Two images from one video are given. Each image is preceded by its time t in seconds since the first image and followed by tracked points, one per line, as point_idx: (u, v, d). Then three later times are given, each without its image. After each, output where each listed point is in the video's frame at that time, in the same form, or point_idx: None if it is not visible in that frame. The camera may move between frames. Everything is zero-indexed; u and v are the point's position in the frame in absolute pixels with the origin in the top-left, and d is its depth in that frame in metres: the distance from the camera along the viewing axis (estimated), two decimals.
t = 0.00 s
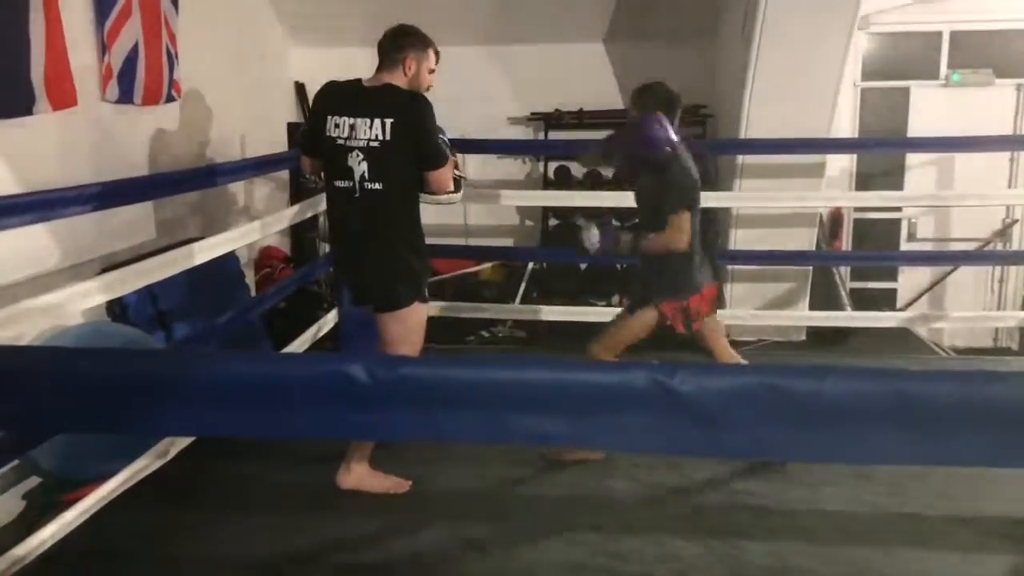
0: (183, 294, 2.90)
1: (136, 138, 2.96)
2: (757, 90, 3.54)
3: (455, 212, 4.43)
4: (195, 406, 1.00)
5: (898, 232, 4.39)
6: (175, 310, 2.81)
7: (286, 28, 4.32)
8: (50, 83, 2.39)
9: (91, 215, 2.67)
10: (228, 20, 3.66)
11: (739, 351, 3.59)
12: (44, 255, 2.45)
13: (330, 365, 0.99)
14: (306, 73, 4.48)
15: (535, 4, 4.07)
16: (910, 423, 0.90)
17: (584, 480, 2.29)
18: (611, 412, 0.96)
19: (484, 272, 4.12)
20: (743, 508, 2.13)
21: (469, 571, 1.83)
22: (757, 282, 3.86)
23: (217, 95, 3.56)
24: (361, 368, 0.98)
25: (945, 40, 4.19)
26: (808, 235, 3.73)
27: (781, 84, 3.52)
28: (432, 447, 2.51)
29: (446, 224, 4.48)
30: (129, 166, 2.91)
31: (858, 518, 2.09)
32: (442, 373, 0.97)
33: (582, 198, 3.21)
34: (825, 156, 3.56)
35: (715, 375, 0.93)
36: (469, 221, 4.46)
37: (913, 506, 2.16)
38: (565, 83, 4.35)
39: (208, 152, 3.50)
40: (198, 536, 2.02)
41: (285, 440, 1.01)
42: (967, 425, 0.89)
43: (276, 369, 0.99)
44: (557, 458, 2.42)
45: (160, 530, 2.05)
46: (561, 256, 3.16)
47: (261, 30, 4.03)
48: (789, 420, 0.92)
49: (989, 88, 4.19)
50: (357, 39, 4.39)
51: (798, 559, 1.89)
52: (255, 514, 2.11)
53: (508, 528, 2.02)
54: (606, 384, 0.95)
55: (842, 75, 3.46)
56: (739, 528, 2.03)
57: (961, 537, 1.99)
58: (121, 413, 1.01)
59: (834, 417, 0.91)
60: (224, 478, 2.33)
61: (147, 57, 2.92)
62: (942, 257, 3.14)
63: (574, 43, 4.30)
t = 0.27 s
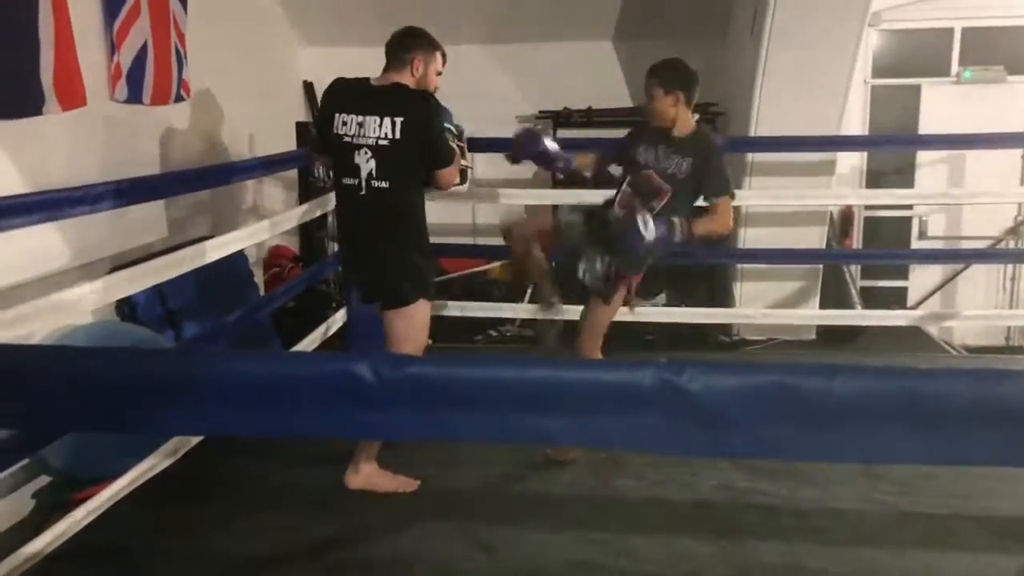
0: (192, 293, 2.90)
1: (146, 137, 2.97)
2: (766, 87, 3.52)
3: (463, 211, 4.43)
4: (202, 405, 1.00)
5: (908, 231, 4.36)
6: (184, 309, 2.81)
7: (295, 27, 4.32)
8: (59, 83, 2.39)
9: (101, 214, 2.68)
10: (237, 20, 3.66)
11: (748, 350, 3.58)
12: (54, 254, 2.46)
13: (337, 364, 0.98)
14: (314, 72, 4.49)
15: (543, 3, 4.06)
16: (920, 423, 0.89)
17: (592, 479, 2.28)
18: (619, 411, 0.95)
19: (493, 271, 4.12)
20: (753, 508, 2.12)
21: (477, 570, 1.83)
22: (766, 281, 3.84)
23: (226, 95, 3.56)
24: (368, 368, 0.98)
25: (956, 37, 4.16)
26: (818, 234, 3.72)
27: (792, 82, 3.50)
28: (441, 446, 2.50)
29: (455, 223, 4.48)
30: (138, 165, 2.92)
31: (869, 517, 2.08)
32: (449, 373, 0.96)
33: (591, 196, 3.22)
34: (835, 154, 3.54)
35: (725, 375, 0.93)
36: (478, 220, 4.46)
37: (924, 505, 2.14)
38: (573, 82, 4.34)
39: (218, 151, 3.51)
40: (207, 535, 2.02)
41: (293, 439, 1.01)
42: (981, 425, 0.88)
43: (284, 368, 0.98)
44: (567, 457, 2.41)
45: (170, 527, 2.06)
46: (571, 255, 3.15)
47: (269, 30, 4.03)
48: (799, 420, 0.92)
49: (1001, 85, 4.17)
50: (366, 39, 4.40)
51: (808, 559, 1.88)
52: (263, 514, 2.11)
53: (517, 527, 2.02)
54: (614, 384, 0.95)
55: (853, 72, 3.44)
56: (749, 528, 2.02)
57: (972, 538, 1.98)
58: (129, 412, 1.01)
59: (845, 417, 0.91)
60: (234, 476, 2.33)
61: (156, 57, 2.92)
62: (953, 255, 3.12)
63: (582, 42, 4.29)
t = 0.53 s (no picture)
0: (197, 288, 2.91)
1: (151, 133, 2.97)
2: (771, 82, 3.51)
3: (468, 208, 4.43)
4: (207, 399, 1.00)
5: (914, 226, 4.35)
6: (189, 305, 2.82)
7: (299, 23, 4.32)
8: (64, 79, 2.39)
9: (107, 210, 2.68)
10: (241, 16, 3.66)
11: (752, 345, 3.58)
12: (59, 250, 2.47)
13: (339, 358, 0.98)
14: (319, 68, 4.49)
15: None
16: (926, 416, 0.89)
17: (596, 475, 2.28)
18: (622, 405, 0.95)
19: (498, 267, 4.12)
20: (758, 504, 2.12)
21: (481, 566, 1.83)
22: (771, 277, 3.84)
23: (231, 91, 3.56)
24: (370, 362, 0.97)
25: (963, 32, 4.15)
26: (823, 230, 3.71)
27: (797, 77, 3.49)
28: (446, 442, 2.50)
29: (460, 219, 4.48)
30: (143, 161, 2.92)
31: (874, 513, 2.07)
32: (451, 367, 0.96)
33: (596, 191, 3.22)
34: (840, 150, 3.53)
35: (728, 368, 0.92)
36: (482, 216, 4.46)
37: (929, 501, 2.14)
38: (578, 77, 4.33)
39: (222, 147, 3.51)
40: (213, 530, 2.02)
41: (297, 433, 1.01)
42: (986, 418, 0.88)
43: (287, 361, 0.98)
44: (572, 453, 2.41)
45: (176, 522, 2.06)
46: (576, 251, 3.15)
47: (274, 26, 4.03)
48: (803, 413, 0.91)
49: (1008, 80, 4.15)
50: (371, 35, 4.39)
51: (813, 555, 1.87)
52: (268, 509, 2.11)
53: (521, 523, 2.02)
54: (617, 378, 0.94)
55: (858, 67, 3.43)
56: (754, 524, 2.02)
57: (977, 534, 1.97)
58: (133, 406, 1.01)
59: (850, 410, 0.90)
60: (239, 472, 2.34)
61: (160, 53, 2.92)
62: (959, 251, 3.11)
63: (587, 37, 4.29)
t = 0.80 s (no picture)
0: (199, 284, 2.91)
1: (153, 128, 2.97)
2: (774, 79, 3.51)
3: (470, 204, 4.43)
4: (211, 392, 1.00)
5: (916, 223, 4.35)
6: (191, 300, 2.82)
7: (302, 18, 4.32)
8: (67, 74, 2.39)
9: (109, 205, 2.68)
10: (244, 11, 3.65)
11: (753, 342, 3.58)
12: (61, 245, 2.47)
13: (343, 352, 0.98)
14: (321, 63, 4.48)
15: None
16: (930, 411, 0.89)
17: (599, 471, 2.28)
18: (626, 400, 0.95)
19: (499, 263, 4.11)
20: (759, 500, 2.12)
21: (482, 561, 1.83)
22: (772, 273, 3.83)
23: (233, 86, 3.56)
24: (374, 355, 0.97)
25: (966, 29, 4.14)
26: (825, 227, 3.70)
27: (800, 74, 3.49)
28: (448, 437, 2.50)
29: (462, 215, 4.48)
30: (145, 156, 2.91)
31: (876, 510, 2.07)
32: (454, 360, 0.96)
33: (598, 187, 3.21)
34: (843, 146, 3.53)
35: (732, 363, 0.93)
36: (484, 212, 4.46)
37: (931, 498, 2.14)
38: (581, 73, 4.33)
39: (224, 142, 3.51)
40: (215, 525, 2.03)
41: (301, 426, 1.01)
42: (989, 413, 0.88)
43: (291, 354, 0.98)
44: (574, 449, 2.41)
45: (179, 517, 2.07)
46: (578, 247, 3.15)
47: (276, 21, 4.03)
48: (806, 408, 0.91)
49: (1011, 77, 4.14)
50: (373, 30, 4.39)
51: (814, 552, 1.87)
52: (270, 504, 2.12)
53: (522, 519, 2.02)
54: (620, 373, 0.94)
55: (862, 64, 3.42)
56: (755, 520, 2.02)
57: (979, 531, 1.97)
58: (135, 400, 1.01)
59: (853, 405, 0.90)
60: (241, 466, 2.34)
61: (163, 48, 2.92)
62: (961, 248, 3.10)
63: (590, 33, 4.28)
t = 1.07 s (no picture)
0: (201, 281, 2.91)
1: (156, 124, 2.97)
2: (776, 79, 3.51)
3: (472, 202, 4.43)
4: (219, 388, 1.00)
5: (917, 224, 4.35)
6: (193, 298, 2.82)
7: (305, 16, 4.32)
8: (70, 70, 2.39)
9: (112, 202, 2.69)
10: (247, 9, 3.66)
11: (754, 342, 3.58)
12: (64, 241, 2.47)
13: (351, 349, 0.99)
14: (323, 61, 4.48)
15: None
16: (937, 411, 0.89)
17: (601, 470, 2.28)
18: (633, 398, 0.95)
19: (501, 262, 4.12)
20: (761, 500, 2.12)
21: (484, 559, 1.84)
22: (773, 274, 3.84)
23: (235, 83, 3.56)
24: (383, 353, 0.98)
25: (968, 29, 4.14)
26: (826, 227, 3.71)
27: (802, 74, 3.49)
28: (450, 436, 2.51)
29: (464, 214, 4.48)
30: (148, 154, 2.91)
31: (877, 510, 2.08)
32: (462, 359, 0.96)
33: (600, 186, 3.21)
34: (844, 146, 3.53)
35: (740, 362, 0.93)
36: (486, 211, 4.46)
37: (932, 498, 2.14)
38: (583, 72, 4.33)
39: (227, 140, 3.51)
40: (217, 521, 2.03)
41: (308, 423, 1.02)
42: (996, 414, 0.88)
43: (299, 351, 0.99)
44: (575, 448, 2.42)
45: (181, 514, 2.07)
46: (579, 246, 3.16)
47: (279, 19, 4.03)
48: (813, 408, 0.92)
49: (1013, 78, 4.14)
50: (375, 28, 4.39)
51: (815, 551, 1.88)
52: (272, 501, 2.12)
53: (524, 517, 2.02)
54: (628, 372, 0.95)
55: (864, 64, 3.42)
56: (756, 519, 2.02)
57: (979, 531, 1.98)
58: (143, 395, 1.01)
59: (860, 405, 0.91)
60: (243, 463, 2.34)
61: (166, 45, 2.92)
62: (962, 249, 3.10)
63: (592, 32, 4.28)
